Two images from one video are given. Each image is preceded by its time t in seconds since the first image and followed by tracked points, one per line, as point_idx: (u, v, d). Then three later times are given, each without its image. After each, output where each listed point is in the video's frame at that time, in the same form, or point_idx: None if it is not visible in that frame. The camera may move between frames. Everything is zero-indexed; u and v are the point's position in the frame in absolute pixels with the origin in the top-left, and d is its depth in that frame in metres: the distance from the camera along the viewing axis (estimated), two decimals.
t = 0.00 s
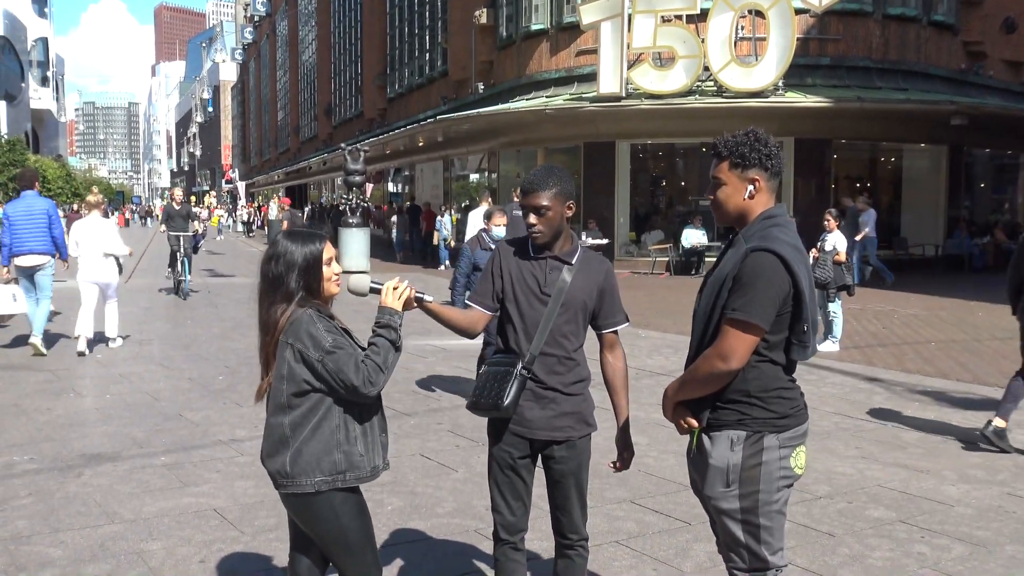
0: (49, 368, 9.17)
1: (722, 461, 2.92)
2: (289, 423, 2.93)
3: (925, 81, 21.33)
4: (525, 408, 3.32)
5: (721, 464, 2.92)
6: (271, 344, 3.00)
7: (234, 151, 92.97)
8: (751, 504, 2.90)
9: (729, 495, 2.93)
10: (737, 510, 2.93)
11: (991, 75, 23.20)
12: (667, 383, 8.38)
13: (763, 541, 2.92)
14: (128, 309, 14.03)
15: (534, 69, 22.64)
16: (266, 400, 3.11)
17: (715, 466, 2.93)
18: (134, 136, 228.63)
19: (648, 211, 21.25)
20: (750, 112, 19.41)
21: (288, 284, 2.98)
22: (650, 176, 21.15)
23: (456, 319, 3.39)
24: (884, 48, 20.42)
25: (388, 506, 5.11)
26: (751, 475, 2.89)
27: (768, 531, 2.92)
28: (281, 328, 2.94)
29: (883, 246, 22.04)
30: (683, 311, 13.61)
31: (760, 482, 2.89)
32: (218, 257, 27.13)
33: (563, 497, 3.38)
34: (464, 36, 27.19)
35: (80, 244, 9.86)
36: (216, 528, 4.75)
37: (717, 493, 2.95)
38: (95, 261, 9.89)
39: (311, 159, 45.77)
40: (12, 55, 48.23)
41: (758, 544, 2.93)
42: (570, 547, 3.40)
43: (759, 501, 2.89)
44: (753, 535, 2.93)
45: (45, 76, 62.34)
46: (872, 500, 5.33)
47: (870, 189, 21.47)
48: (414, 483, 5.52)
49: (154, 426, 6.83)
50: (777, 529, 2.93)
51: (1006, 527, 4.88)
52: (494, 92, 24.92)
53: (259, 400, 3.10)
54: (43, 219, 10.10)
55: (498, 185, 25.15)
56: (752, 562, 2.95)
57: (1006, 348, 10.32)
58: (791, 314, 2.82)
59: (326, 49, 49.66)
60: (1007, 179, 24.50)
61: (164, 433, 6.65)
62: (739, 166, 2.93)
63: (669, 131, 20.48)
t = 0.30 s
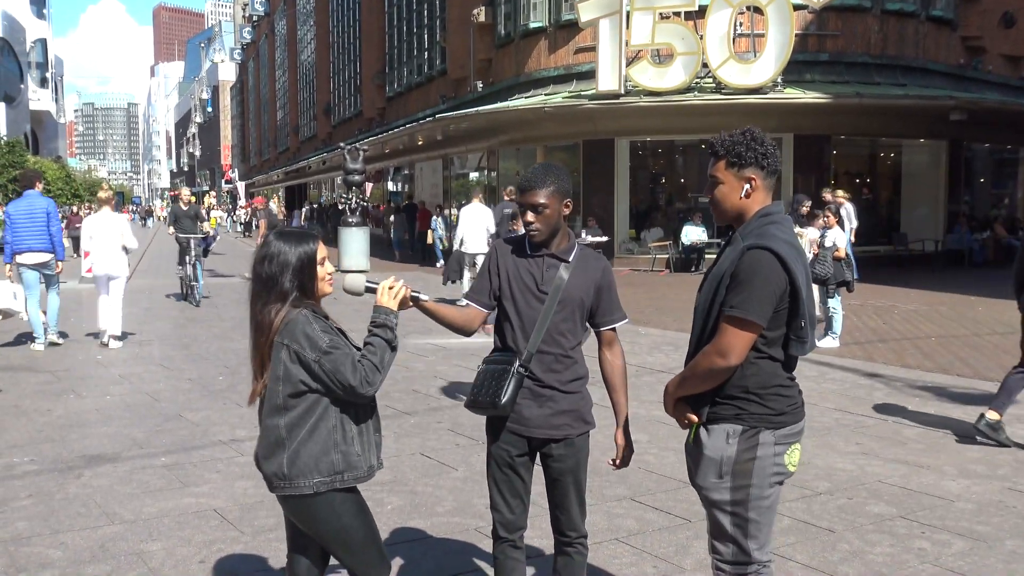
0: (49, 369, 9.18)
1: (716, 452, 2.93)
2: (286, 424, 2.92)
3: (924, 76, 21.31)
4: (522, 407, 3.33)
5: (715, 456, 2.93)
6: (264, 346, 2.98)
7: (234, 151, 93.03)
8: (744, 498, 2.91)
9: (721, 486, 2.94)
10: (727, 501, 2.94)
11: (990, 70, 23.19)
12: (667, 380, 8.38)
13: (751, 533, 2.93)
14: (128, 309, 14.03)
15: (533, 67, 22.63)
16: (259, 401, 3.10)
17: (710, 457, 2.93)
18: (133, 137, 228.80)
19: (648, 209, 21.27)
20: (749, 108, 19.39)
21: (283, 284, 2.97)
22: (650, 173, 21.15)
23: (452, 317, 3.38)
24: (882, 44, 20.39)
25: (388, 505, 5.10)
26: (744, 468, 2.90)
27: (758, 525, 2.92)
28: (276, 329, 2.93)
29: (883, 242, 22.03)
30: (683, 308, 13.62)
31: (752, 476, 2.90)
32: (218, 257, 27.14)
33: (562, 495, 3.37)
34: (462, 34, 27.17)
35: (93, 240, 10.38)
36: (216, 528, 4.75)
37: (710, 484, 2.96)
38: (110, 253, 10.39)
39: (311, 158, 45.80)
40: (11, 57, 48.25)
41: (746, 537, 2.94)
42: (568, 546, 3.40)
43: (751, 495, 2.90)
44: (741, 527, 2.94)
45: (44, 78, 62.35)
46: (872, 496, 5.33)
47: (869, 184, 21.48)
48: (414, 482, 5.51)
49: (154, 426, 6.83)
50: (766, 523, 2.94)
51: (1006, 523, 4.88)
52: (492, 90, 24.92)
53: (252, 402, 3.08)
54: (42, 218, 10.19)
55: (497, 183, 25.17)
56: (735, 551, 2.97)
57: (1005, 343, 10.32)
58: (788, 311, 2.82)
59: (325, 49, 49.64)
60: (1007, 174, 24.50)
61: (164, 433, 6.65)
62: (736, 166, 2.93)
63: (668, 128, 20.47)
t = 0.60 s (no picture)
0: (48, 369, 9.19)
1: (707, 435, 2.91)
2: (279, 426, 2.92)
3: (921, 73, 21.32)
4: (519, 406, 3.33)
5: (706, 437, 2.91)
6: (256, 347, 2.98)
7: (232, 151, 93.00)
8: (723, 482, 2.90)
9: (703, 467, 2.92)
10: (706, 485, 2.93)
11: (987, 67, 23.21)
12: (665, 378, 8.38)
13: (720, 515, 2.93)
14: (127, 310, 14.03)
15: (530, 66, 22.63)
16: (251, 403, 3.10)
17: (698, 439, 2.92)
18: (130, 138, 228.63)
19: (646, 207, 21.27)
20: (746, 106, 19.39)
21: (274, 285, 2.97)
22: (647, 171, 21.15)
23: (446, 315, 3.39)
24: (879, 41, 20.40)
25: (386, 505, 5.10)
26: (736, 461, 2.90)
27: (727, 514, 2.92)
28: (268, 330, 2.93)
29: (881, 239, 22.05)
30: (681, 306, 13.63)
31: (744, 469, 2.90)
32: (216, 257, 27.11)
33: (559, 494, 3.37)
34: (459, 33, 27.16)
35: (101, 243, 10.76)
36: (214, 528, 4.75)
37: (692, 463, 2.95)
38: (118, 256, 10.69)
39: (309, 158, 45.79)
40: (8, 57, 48.18)
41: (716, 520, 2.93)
42: (566, 545, 3.39)
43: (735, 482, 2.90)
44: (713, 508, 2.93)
45: (41, 78, 62.29)
46: (870, 493, 5.33)
47: (867, 181, 21.48)
48: (412, 481, 5.52)
49: (152, 427, 6.83)
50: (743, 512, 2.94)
51: (1004, 519, 4.89)
52: (490, 89, 24.92)
53: (244, 404, 3.08)
54: (46, 221, 10.33)
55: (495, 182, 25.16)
56: (695, 526, 2.95)
57: (1003, 339, 10.33)
58: (787, 307, 2.82)
59: (322, 48, 49.62)
60: (1005, 170, 24.51)
61: (163, 434, 6.65)
62: (734, 165, 2.93)
63: (665, 126, 20.47)
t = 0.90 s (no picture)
0: (45, 370, 9.19)
1: (708, 442, 2.92)
2: (269, 427, 2.91)
3: (918, 72, 21.33)
4: (515, 406, 3.32)
5: (708, 445, 2.92)
6: (246, 348, 2.98)
7: (229, 152, 92.98)
8: (729, 485, 2.91)
9: (708, 473, 2.94)
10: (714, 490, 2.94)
11: (983, 66, 23.24)
12: (662, 378, 8.39)
13: (731, 518, 2.94)
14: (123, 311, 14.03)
15: (527, 66, 22.63)
16: (242, 405, 3.09)
17: (701, 445, 2.93)
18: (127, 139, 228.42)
19: (643, 207, 21.28)
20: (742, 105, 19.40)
21: (266, 286, 2.96)
22: (644, 172, 21.15)
23: (440, 316, 3.38)
24: (876, 40, 20.42)
25: (383, 506, 5.10)
26: (739, 461, 2.90)
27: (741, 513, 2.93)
28: (258, 331, 2.93)
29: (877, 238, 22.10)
30: (677, 306, 13.65)
31: (745, 469, 2.90)
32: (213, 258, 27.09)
33: (555, 495, 3.37)
34: (456, 33, 27.16)
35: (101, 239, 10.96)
36: (211, 530, 4.75)
37: (696, 470, 2.96)
38: (118, 252, 10.99)
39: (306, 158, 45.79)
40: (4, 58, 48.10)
41: (724, 521, 2.94)
42: (562, 546, 3.39)
43: (739, 484, 2.90)
44: (720, 509, 2.94)
45: (38, 79, 62.21)
46: (866, 493, 5.34)
47: (864, 181, 21.50)
48: (408, 481, 5.51)
49: (149, 428, 6.82)
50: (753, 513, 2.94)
51: (1000, 519, 4.89)
52: (487, 88, 24.92)
53: (235, 406, 3.07)
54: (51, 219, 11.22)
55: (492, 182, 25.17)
56: (707, 527, 2.97)
57: (1000, 339, 10.34)
58: (783, 302, 2.81)
59: (319, 48, 49.60)
60: (1001, 169, 24.56)
61: (159, 435, 6.64)
62: (729, 162, 2.93)
63: (661, 126, 20.48)
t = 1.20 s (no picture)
0: (40, 372, 9.15)
1: (701, 444, 2.92)
2: (261, 427, 2.91)
3: (913, 71, 21.36)
4: (510, 406, 3.32)
5: (700, 448, 2.93)
6: (239, 348, 2.97)
7: (225, 152, 92.80)
8: (722, 487, 2.91)
9: (701, 475, 2.94)
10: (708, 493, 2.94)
11: (977, 65, 23.28)
12: (658, 376, 8.39)
13: (723, 520, 2.93)
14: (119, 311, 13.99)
15: (522, 66, 22.62)
16: (234, 406, 3.09)
17: (694, 447, 2.92)
18: (122, 140, 228.04)
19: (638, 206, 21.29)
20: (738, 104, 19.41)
21: (258, 286, 2.95)
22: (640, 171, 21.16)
23: (434, 316, 3.38)
24: (871, 39, 20.45)
25: (379, 506, 5.10)
26: (731, 461, 2.89)
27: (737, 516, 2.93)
28: (252, 330, 2.92)
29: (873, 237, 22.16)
30: (674, 305, 13.65)
31: (737, 470, 2.90)
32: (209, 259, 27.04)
33: (551, 494, 3.37)
34: (451, 32, 27.14)
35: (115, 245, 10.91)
36: (206, 531, 4.74)
37: (690, 471, 2.95)
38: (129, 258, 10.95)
39: (301, 158, 45.74)
40: None
41: (716, 522, 2.94)
42: (557, 546, 3.39)
43: (732, 486, 2.90)
44: (712, 511, 2.93)
45: (32, 80, 62.03)
46: (862, 491, 5.35)
47: (859, 180, 21.55)
48: (404, 481, 5.51)
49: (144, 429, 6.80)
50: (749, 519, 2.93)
51: (996, 516, 4.90)
52: (482, 88, 24.91)
53: (227, 407, 3.07)
54: (46, 220, 11.47)
55: (488, 181, 25.16)
56: (699, 527, 2.96)
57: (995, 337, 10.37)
58: (779, 301, 2.81)
59: (314, 48, 49.53)
60: (996, 168, 24.61)
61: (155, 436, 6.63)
62: (726, 163, 2.93)
63: (656, 125, 20.50)
